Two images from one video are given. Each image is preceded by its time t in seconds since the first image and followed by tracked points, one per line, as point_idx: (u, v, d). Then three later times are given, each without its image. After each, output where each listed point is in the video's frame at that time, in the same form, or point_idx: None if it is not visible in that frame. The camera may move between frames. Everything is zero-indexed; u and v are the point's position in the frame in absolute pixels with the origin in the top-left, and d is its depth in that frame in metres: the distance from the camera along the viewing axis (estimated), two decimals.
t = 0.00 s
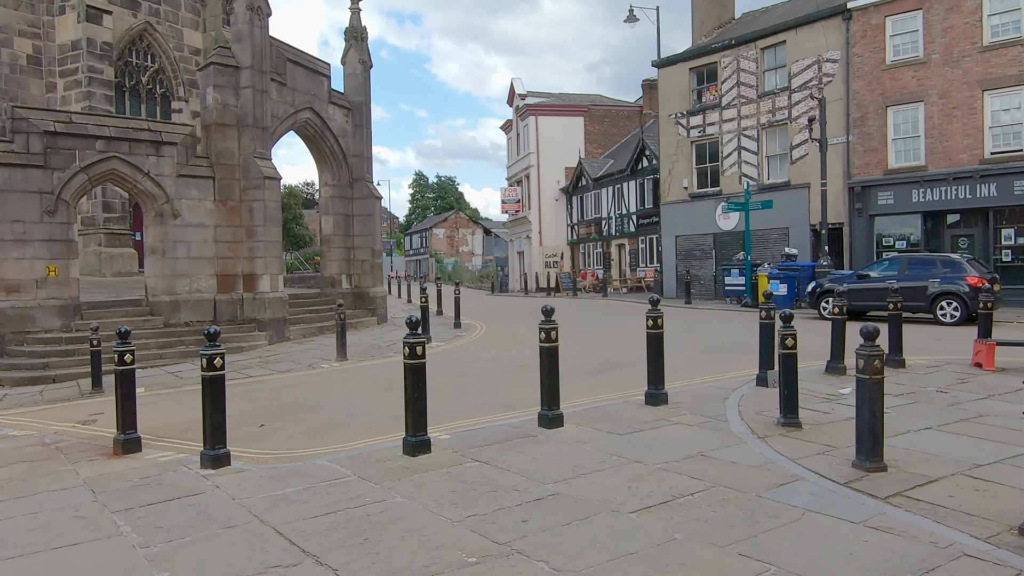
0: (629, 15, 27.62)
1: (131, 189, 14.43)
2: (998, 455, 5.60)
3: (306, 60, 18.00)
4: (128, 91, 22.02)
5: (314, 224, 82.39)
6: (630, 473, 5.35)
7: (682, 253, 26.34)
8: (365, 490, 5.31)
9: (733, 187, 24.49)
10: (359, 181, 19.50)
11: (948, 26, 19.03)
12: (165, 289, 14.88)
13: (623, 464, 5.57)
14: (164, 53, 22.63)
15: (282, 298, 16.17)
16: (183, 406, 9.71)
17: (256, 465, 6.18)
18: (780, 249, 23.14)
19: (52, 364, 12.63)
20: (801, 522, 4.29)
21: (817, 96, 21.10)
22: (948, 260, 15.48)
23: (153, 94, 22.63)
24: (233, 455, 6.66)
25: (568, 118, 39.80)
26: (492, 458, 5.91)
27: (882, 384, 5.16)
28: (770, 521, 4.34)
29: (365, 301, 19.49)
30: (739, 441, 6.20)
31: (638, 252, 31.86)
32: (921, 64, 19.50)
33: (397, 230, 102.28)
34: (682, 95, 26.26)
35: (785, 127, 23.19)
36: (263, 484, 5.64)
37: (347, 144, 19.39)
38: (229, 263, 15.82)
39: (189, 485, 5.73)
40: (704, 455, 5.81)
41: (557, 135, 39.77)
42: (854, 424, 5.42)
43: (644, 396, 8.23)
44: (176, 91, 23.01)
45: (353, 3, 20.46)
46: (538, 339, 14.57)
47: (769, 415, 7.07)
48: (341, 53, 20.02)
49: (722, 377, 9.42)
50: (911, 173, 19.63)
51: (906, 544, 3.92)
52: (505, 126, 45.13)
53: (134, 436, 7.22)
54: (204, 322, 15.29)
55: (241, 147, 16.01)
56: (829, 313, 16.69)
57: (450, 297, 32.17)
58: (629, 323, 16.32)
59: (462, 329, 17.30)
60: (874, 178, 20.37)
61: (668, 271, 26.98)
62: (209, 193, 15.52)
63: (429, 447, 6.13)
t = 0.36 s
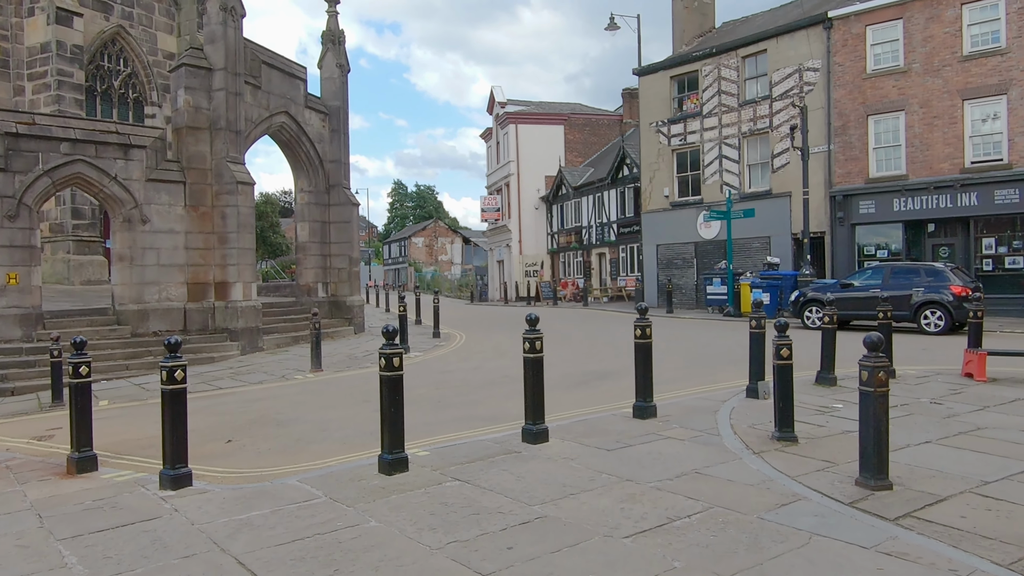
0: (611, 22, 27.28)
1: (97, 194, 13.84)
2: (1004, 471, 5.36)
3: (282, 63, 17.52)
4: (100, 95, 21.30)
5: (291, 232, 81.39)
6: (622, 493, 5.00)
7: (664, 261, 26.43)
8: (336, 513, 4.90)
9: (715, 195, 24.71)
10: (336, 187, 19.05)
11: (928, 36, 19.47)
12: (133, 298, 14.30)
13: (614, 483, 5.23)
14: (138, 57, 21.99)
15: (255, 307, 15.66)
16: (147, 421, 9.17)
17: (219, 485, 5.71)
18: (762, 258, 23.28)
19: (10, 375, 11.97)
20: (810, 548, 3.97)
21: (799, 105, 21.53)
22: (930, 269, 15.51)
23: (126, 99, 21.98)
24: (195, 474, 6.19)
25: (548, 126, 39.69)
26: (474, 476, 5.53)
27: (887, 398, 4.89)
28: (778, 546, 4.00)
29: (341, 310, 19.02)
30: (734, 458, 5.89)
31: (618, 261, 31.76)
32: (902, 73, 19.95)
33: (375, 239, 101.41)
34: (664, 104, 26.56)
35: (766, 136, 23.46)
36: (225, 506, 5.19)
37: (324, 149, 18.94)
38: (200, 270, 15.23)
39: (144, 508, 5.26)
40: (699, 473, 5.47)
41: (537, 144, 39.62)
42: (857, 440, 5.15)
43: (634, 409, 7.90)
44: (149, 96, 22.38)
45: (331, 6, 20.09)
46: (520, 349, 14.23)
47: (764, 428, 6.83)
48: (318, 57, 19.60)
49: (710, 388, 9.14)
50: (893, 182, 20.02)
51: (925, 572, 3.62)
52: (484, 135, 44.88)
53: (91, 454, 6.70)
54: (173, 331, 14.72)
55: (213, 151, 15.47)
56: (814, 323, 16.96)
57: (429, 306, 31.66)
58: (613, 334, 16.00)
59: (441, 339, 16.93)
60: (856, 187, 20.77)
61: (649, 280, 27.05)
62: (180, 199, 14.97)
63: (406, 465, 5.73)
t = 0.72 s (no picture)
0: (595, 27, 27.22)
1: (67, 195, 13.27)
2: (1017, 487, 5.14)
3: (261, 62, 17.03)
4: (73, 96, 20.67)
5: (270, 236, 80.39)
6: (622, 513, 4.69)
7: (648, 267, 26.30)
8: (316, 537, 4.52)
9: (700, 201, 24.64)
10: (316, 190, 18.63)
11: (914, 42, 19.69)
12: (104, 303, 13.76)
13: (614, 501, 4.92)
14: (113, 56, 21.32)
15: (232, 312, 15.13)
16: (116, 431, 8.68)
17: (190, 504, 5.30)
18: (747, 264, 23.24)
19: None
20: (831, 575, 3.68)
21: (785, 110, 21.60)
22: (919, 275, 15.56)
23: (100, 99, 21.34)
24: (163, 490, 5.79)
25: (531, 131, 39.49)
26: (463, 495, 5.18)
27: (902, 411, 4.64)
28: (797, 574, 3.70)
29: (321, 316, 18.57)
30: (737, 473, 5.59)
31: (602, 266, 31.60)
32: (887, 79, 20.15)
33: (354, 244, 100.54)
34: (649, 109, 26.49)
35: (752, 141, 23.49)
36: (195, 529, 4.79)
37: (304, 151, 18.50)
38: (174, 275, 14.72)
39: (107, 531, 4.83)
40: (702, 490, 5.17)
41: (520, 148, 39.39)
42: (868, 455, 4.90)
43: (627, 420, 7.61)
44: (125, 96, 21.75)
45: (312, 4, 19.68)
46: (505, 356, 13.90)
47: (765, 441, 6.58)
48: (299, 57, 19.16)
49: (704, 397, 8.87)
50: (878, 189, 20.16)
51: None
52: (467, 139, 44.56)
53: (52, 470, 6.21)
54: (146, 338, 14.21)
55: (189, 151, 14.96)
56: (801, 330, 16.92)
57: (411, 312, 31.19)
58: (600, 341, 15.71)
59: (423, 345, 16.58)
60: (841, 193, 20.88)
61: (633, 286, 26.93)
62: (153, 200, 14.45)
63: (391, 482, 5.37)
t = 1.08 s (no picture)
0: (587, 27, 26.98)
1: (47, 193, 12.83)
2: None
3: (249, 58, 16.62)
4: (55, 93, 20.13)
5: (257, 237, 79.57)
6: (638, 532, 4.40)
7: (640, 269, 26.10)
8: (310, 560, 4.18)
9: (692, 203, 24.47)
10: (305, 189, 18.25)
11: (909, 44, 19.62)
12: (85, 304, 13.33)
13: (627, 518, 4.63)
14: (97, 52, 20.77)
15: (218, 314, 14.71)
16: (96, 439, 8.28)
17: (173, 522, 4.94)
18: (741, 266, 23.07)
19: None
20: None
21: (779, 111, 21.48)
22: (915, 278, 15.50)
23: (83, 96, 20.80)
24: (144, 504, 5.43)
25: (522, 131, 39.23)
26: (465, 512, 4.85)
27: (932, 424, 4.39)
28: None
29: (309, 318, 18.18)
30: (754, 486, 5.31)
31: (593, 268, 31.39)
32: (881, 81, 20.06)
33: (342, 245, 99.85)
34: (641, 110, 26.31)
35: (745, 143, 23.36)
36: (178, 550, 4.43)
37: (293, 150, 18.12)
38: (158, 276, 14.29)
39: (81, 553, 4.44)
40: (718, 506, 4.88)
41: (510, 149, 39.12)
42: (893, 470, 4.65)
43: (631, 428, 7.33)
44: (109, 93, 21.23)
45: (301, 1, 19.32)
46: (499, 360, 13.61)
47: (776, 452, 6.32)
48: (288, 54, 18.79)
49: (708, 404, 8.61)
50: (872, 191, 20.07)
51: None
52: (457, 139, 44.22)
53: (26, 484, 5.78)
54: (128, 340, 13.78)
55: (174, 148, 14.52)
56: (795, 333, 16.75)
57: (401, 314, 30.81)
58: (595, 344, 15.43)
59: (414, 348, 16.27)
60: (835, 196, 20.79)
61: (625, 288, 26.75)
62: (137, 198, 14.02)
63: (388, 497, 5.05)
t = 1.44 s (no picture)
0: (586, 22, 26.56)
1: (33, 185, 12.48)
2: None
3: (242, 49, 16.24)
4: (44, 86, 19.69)
5: (248, 235, 78.94)
6: (661, 544, 4.12)
7: (637, 267, 25.86)
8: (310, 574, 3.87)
9: (691, 201, 24.24)
10: (299, 184, 17.89)
11: (911, 41, 19.43)
12: (73, 301, 12.96)
13: (648, 529, 4.35)
14: (87, 45, 20.27)
15: (209, 311, 14.28)
16: (81, 440, 7.92)
17: (161, 532, 4.61)
18: (740, 265, 22.87)
19: None
20: None
21: (780, 108, 21.26)
22: (919, 278, 15.29)
23: (73, 90, 20.31)
24: (128, 512, 5.08)
25: (517, 129, 38.91)
26: (473, 522, 4.55)
27: (972, 430, 4.12)
28: None
29: (303, 316, 17.84)
30: (777, 494, 5.04)
31: (589, 267, 31.14)
32: (883, 78, 19.88)
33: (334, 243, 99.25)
34: (639, 107, 26.06)
35: (744, 141, 23.14)
36: (166, 562, 4.11)
37: (286, 144, 17.77)
38: (148, 271, 13.89)
39: (61, 566, 4.11)
40: (743, 515, 4.61)
41: (505, 146, 38.80)
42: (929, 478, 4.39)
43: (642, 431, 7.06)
44: (99, 87, 20.74)
45: None
46: (497, 360, 13.31)
47: (794, 457, 6.06)
48: (282, 46, 18.44)
49: (717, 406, 8.35)
50: (873, 189, 19.88)
51: None
52: (452, 136, 43.88)
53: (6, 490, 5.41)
54: (117, 337, 13.40)
55: (165, 141, 14.12)
56: (797, 333, 16.69)
57: (395, 312, 30.46)
58: (595, 344, 15.15)
59: (410, 347, 15.96)
60: (836, 194, 20.59)
61: (622, 287, 26.50)
62: (127, 192, 13.63)
63: (391, 505, 4.75)
